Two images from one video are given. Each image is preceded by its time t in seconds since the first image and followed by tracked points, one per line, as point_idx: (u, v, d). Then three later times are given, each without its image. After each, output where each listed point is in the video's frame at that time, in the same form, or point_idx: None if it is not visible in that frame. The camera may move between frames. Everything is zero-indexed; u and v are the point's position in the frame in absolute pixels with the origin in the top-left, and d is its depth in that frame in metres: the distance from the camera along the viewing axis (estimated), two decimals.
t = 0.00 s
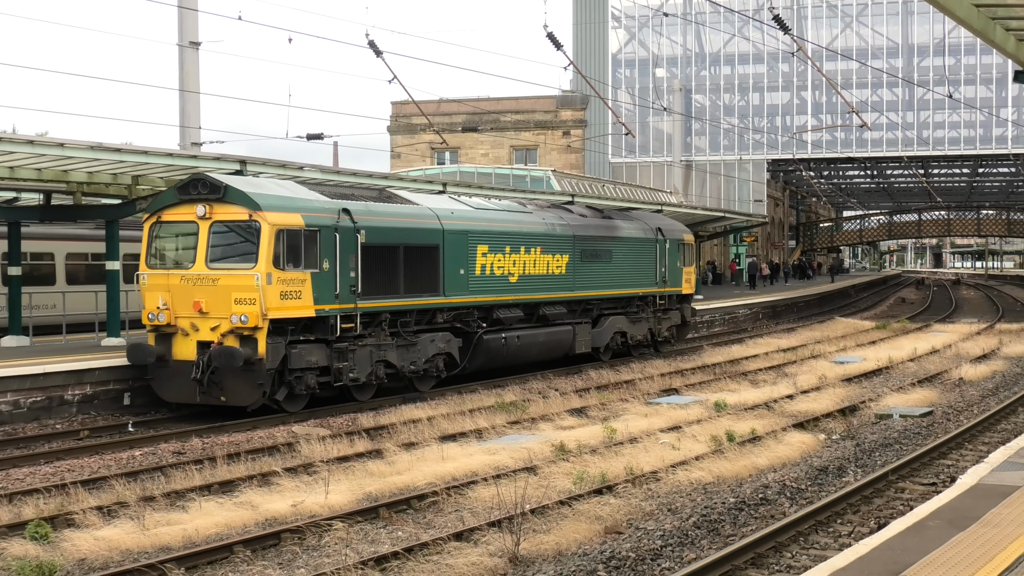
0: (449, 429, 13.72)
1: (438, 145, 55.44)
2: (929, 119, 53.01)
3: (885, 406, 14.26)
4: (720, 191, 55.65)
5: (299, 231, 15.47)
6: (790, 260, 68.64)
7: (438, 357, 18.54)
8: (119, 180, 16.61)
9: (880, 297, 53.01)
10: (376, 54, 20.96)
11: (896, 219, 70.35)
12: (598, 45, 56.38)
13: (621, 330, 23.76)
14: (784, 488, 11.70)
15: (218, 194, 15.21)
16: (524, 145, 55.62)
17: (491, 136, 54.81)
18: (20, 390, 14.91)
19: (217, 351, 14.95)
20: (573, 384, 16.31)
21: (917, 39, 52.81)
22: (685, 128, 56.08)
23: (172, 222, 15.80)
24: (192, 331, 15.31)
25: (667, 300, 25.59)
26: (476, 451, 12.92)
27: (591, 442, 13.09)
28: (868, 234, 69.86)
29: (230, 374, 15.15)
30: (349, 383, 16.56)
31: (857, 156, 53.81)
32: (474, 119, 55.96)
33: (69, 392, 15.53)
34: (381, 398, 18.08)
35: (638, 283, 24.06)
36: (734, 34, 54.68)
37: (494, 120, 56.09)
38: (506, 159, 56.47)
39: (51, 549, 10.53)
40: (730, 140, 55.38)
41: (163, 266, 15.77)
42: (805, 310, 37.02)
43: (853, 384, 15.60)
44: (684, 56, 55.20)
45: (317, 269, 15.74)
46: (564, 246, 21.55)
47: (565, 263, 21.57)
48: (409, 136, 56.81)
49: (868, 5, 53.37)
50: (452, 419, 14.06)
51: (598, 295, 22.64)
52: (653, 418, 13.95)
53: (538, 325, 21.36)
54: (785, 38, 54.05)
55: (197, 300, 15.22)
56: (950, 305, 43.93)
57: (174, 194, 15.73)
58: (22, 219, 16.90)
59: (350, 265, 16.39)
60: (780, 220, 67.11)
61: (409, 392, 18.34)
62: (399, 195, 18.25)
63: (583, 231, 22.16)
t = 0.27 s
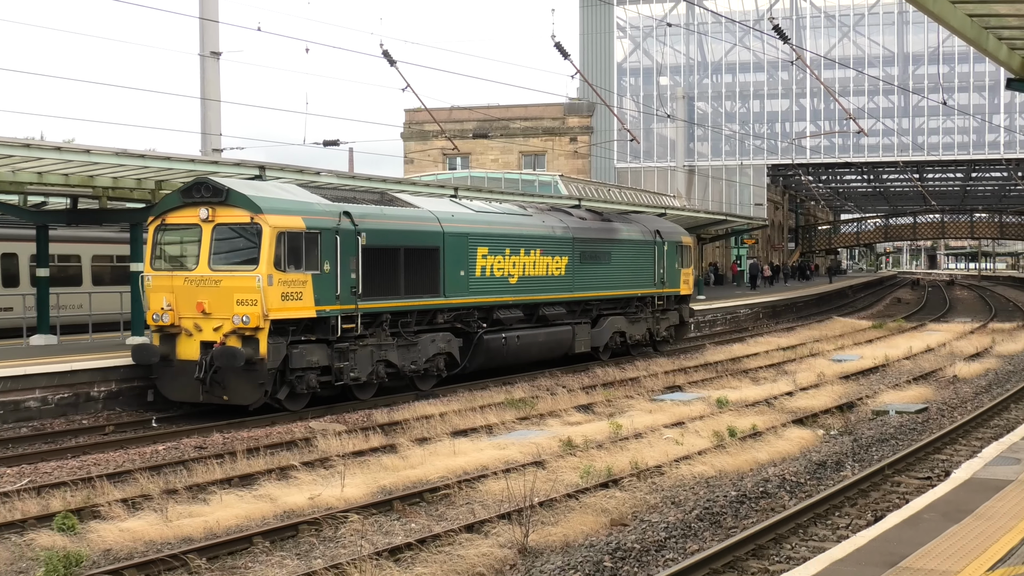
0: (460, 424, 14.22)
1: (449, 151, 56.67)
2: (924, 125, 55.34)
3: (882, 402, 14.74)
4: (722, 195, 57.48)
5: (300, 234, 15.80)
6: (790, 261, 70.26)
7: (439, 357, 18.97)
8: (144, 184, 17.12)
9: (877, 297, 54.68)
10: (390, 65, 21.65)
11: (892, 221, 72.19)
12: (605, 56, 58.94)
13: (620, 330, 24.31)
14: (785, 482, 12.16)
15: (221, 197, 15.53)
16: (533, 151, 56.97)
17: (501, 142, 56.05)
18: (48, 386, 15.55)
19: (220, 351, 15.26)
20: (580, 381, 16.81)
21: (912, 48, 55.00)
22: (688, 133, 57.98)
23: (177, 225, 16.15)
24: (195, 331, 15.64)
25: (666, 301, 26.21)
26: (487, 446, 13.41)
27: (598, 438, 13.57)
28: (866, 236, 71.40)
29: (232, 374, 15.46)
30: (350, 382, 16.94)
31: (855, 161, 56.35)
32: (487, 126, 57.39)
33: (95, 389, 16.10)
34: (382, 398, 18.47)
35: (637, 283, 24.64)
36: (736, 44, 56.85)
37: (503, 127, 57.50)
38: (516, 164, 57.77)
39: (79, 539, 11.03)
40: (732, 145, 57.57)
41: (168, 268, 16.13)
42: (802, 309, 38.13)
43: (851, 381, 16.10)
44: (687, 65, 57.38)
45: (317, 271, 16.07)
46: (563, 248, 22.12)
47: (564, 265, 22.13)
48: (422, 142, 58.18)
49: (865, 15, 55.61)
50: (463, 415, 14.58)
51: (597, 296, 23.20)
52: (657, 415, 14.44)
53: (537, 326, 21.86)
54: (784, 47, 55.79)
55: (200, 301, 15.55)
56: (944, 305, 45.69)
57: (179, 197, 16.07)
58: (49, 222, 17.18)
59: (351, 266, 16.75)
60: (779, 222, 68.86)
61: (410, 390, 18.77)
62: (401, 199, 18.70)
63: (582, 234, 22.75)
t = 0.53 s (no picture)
0: (472, 419, 14.82)
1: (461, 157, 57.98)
2: (918, 132, 56.30)
3: (877, 398, 15.31)
4: (724, 200, 58.80)
5: (301, 236, 16.17)
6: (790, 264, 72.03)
7: (439, 356, 19.51)
8: (170, 189, 17.83)
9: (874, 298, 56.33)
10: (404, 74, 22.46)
11: (889, 227, 73.89)
12: (612, 64, 59.30)
13: (619, 330, 24.97)
14: (784, 474, 12.73)
15: (224, 200, 15.90)
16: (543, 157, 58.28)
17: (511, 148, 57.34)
18: (79, 382, 16.23)
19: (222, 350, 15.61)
20: (587, 377, 17.41)
21: (907, 58, 56.24)
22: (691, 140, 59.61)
23: (181, 228, 16.53)
24: (199, 331, 16.00)
25: (664, 301, 26.91)
26: (499, 439, 14.01)
27: (605, 432, 14.14)
28: (863, 239, 73.10)
29: (234, 373, 15.81)
30: (352, 381, 17.39)
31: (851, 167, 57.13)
32: (497, 133, 58.59)
33: (124, 385, 16.80)
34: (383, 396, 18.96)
35: (635, 285, 25.30)
36: (737, 54, 57.82)
37: (514, 134, 59.57)
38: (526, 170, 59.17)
39: (108, 529, 11.62)
40: (733, 152, 58.70)
41: (173, 270, 16.51)
42: (799, 309, 39.28)
43: (848, 378, 16.70)
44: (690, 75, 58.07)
45: (318, 273, 16.45)
46: (563, 250, 22.76)
47: (563, 266, 22.76)
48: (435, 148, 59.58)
49: (862, 25, 56.89)
50: (476, 411, 15.18)
51: (596, 297, 23.83)
52: (661, 410, 15.02)
53: (537, 326, 22.43)
54: (784, 56, 56.87)
55: (204, 302, 15.91)
56: (935, 305, 47.57)
57: (183, 200, 16.44)
58: (80, 226, 17.74)
59: (353, 267, 17.17)
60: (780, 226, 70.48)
61: (412, 388, 19.30)
62: (403, 202, 19.21)
63: (581, 237, 23.42)
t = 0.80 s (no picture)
0: (483, 414, 15.47)
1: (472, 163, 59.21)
2: (911, 138, 57.55)
3: (871, 394, 15.93)
4: (725, 205, 60.54)
5: (301, 238, 16.65)
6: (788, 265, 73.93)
7: (439, 355, 20.09)
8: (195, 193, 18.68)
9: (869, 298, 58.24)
10: (419, 83, 23.31)
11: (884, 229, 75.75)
12: (614, 74, 61.07)
13: (617, 329, 25.75)
14: (782, 467, 13.31)
15: (226, 203, 16.36)
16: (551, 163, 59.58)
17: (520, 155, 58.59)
18: (107, 378, 16.94)
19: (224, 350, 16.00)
20: (592, 373, 18.06)
21: (901, 67, 57.23)
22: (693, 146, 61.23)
23: (185, 230, 16.99)
24: (202, 331, 16.42)
25: (661, 301, 27.73)
26: (508, 433, 14.65)
27: (610, 426, 14.77)
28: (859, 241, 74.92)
29: (236, 371, 16.20)
30: (352, 379, 17.88)
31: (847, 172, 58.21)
32: (507, 140, 59.63)
33: (151, 381, 17.62)
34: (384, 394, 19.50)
35: (633, 285, 26.04)
36: (736, 64, 59.29)
37: (523, 141, 60.86)
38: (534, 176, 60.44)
39: (137, 518, 12.27)
40: (734, 158, 60.41)
41: (176, 271, 16.95)
42: (795, 309, 40.49)
43: (844, 374, 17.34)
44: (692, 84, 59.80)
45: (318, 274, 16.93)
46: (562, 252, 23.43)
47: (562, 268, 23.42)
48: (447, 155, 60.91)
49: (856, 37, 57.68)
50: (486, 406, 15.84)
51: (594, 297, 24.53)
52: (665, 405, 15.65)
53: (536, 325, 23.05)
54: (782, 67, 58.32)
55: (206, 302, 16.32)
56: (927, 304, 48.83)
57: (186, 204, 16.90)
58: (108, 229, 18.46)
59: (353, 269, 17.70)
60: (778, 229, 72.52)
61: (412, 387, 19.88)
62: (404, 205, 19.81)
63: (580, 239, 24.12)
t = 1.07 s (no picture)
0: (492, 410, 16.04)
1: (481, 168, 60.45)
2: (906, 144, 59.39)
3: (867, 390, 16.48)
4: (726, 208, 62.54)
5: (302, 240, 17.04)
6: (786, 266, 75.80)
7: (440, 354, 20.55)
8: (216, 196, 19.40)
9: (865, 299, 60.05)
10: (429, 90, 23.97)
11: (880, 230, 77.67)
12: (620, 81, 63.18)
13: (616, 329, 26.52)
14: (781, 461, 13.82)
15: (228, 206, 16.75)
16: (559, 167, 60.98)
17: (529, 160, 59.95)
18: (131, 375, 17.60)
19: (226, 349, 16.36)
20: (598, 370, 18.63)
21: (895, 75, 59.40)
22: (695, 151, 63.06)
23: (189, 232, 17.38)
24: (205, 331, 16.79)
25: (660, 301, 28.57)
26: (518, 428, 15.21)
27: (615, 421, 15.31)
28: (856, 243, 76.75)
29: (238, 370, 16.55)
30: (353, 378, 18.27)
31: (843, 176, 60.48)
32: (515, 146, 61.06)
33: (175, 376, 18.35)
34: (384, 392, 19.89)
35: (631, 286, 26.80)
36: (737, 72, 61.52)
37: (530, 146, 60.75)
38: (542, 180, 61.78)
39: (160, 509, 12.81)
40: (734, 162, 62.50)
41: (180, 272, 17.34)
42: (790, 308, 41.79)
43: (841, 371, 17.92)
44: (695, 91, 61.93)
45: (318, 275, 17.32)
46: (561, 254, 24.04)
47: (561, 269, 24.02)
48: (458, 160, 62.25)
49: (853, 46, 59.98)
50: (495, 402, 16.41)
51: (592, 298, 25.19)
52: (668, 401, 16.20)
53: (536, 325, 23.63)
54: (781, 75, 60.57)
55: (209, 303, 16.69)
56: (921, 304, 51.46)
57: (190, 207, 17.29)
58: (133, 232, 19.06)
59: (353, 270, 18.11)
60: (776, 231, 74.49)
61: (413, 384, 20.39)
62: (405, 208, 20.28)
63: (579, 241, 24.77)
